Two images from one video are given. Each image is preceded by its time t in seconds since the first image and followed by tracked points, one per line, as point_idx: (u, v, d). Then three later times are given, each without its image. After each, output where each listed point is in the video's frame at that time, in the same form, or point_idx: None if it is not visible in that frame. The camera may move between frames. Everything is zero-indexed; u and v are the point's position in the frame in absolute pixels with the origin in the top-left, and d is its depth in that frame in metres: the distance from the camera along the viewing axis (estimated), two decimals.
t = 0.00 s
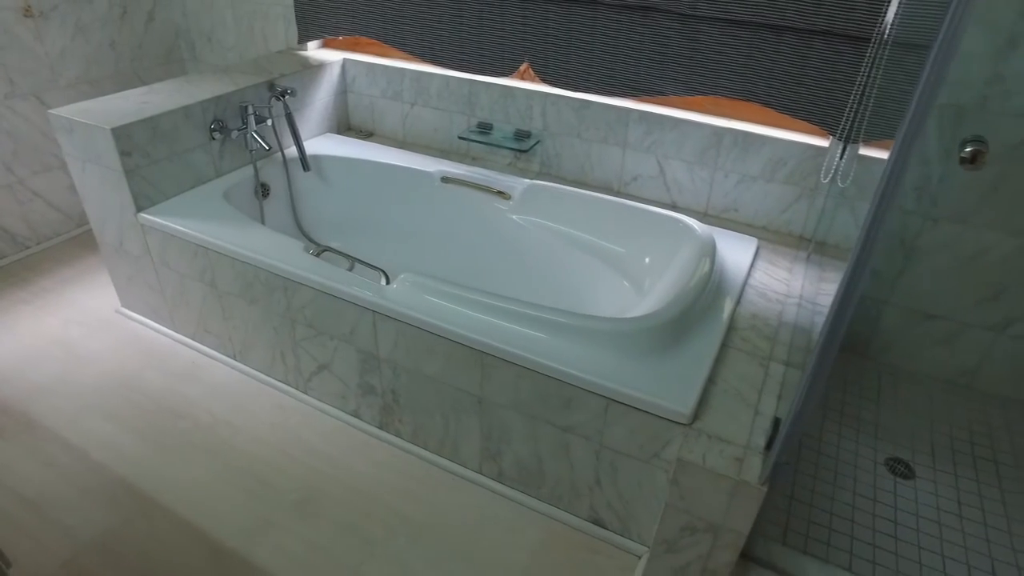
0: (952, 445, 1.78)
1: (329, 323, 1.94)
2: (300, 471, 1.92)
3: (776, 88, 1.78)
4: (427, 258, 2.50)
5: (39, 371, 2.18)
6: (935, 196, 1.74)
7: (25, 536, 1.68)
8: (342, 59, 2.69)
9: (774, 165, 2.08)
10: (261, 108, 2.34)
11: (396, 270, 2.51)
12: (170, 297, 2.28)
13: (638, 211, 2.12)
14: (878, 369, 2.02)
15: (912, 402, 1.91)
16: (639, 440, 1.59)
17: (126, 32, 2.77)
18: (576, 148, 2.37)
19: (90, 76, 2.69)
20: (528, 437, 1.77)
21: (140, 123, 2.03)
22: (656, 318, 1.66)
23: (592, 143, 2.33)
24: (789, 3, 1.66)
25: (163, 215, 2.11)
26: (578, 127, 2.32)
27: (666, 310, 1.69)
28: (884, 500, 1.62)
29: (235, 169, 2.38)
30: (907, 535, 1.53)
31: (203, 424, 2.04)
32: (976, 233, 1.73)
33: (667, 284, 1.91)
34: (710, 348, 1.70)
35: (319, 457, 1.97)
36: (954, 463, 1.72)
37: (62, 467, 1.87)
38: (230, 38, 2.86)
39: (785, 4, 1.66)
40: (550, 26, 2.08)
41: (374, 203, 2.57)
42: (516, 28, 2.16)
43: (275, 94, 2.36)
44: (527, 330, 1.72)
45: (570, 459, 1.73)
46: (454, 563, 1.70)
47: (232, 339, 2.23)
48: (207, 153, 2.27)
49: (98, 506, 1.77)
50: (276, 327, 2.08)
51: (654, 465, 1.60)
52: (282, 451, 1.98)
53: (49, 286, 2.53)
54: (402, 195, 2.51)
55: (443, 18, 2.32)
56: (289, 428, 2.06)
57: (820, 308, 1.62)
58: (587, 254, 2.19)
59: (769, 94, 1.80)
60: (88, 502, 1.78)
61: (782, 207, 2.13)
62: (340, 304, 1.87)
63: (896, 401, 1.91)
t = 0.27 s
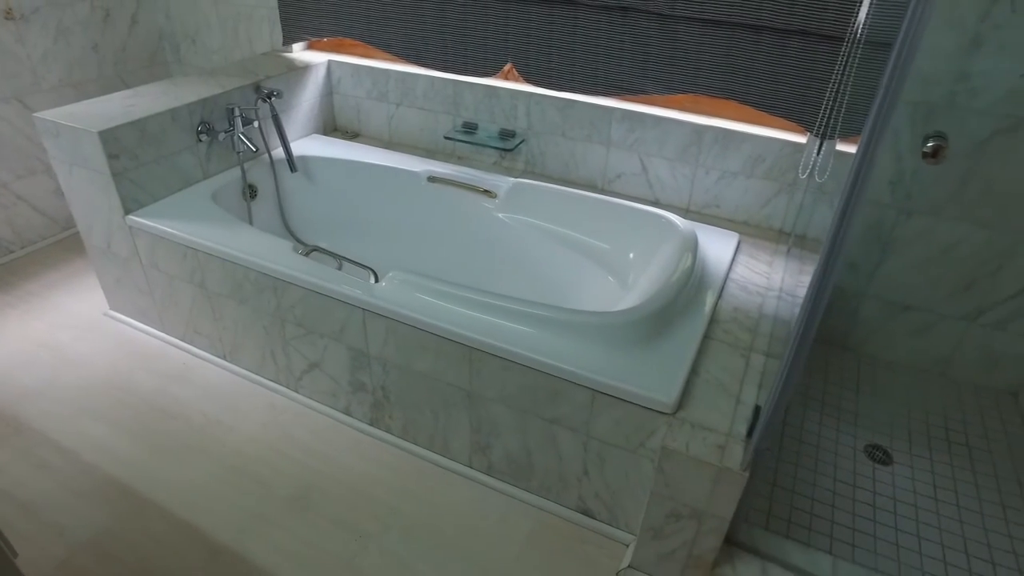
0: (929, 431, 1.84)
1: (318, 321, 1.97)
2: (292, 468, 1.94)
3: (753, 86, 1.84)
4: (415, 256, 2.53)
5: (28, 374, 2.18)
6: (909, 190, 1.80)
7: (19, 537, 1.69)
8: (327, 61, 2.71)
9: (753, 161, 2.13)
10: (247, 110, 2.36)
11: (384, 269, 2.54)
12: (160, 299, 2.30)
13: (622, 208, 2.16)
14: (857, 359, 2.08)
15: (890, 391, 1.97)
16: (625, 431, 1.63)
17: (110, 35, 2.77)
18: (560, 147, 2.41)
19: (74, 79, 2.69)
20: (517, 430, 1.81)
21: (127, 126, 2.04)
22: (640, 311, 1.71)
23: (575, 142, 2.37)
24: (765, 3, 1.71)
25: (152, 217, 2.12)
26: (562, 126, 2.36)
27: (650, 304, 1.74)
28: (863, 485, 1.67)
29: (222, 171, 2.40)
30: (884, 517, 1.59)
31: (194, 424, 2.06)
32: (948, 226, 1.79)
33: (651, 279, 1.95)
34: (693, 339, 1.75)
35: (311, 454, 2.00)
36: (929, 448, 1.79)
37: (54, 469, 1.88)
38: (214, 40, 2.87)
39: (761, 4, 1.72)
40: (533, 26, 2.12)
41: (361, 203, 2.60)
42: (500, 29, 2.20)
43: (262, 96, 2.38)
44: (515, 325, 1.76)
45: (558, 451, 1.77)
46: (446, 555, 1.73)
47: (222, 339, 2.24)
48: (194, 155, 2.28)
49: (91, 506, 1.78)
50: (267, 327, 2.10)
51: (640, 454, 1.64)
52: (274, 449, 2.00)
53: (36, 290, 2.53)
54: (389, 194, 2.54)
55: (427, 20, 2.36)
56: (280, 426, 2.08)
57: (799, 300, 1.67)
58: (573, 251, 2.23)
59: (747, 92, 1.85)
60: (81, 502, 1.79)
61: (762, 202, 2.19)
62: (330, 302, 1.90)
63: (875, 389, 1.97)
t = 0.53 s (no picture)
0: (912, 419, 1.89)
1: (312, 318, 1.99)
2: (288, 464, 1.97)
3: (736, 84, 1.88)
4: (406, 254, 2.56)
5: (21, 375, 2.19)
6: (890, 184, 1.85)
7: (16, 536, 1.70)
8: (317, 61, 2.73)
9: (739, 157, 2.17)
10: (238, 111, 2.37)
11: (376, 267, 2.56)
12: (152, 299, 2.31)
13: (611, 204, 2.20)
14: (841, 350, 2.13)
15: (874, 380, 2.02)
16: (616, 421, 1.67)
17: (97, 36, 2.77)
18: (548, 144, 2.44)
19: (62, 81, 2.69)
20: (510, 423, 1.84)
21: (119, 127, 2.05)
22: (628, 304, 1.74)
23: (564, 139, 2.41)
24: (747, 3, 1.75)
25: (145, 218, 2.14)
26: (551, 124, 2.40)
27: (638, 297, 1.78)
28: (848, 472, 1.72)
29: (214, 171, 2.42)
30: (868, 502, 1.64)
31: (189, 422, 2.08)
32: (928, 219, 1.85)
33: (639, 273, 1.99)
34: (680, 331, 1.79)
35: (305, 449, 2.02)
36: (911, 435, 1.84)
37: (49, 468, 1.89)
38: (203, 41, 2.88)
39: (743, 4, 1.76)
40: (521, 26, 2.16)
41: (353, 202, 2.62)
42: (489, 28, 2.23)
43: (252, 96, 2.40)
44: (506, 319, 1.79)
45: (550, 442, 1.80)
46: (441, 546, 1.76)
47: (216, 338, 2.26)
48: (186, 155, 2.29)
49: (88, 505, 1.80)
50: (261, 325, 2.12)
51: (631, 444, 1.68)
52: (270, 446, 2.02)
53: (27, 292, 2.54)
54: (380, 194, 2.57)
55: (416, 20, 2.39)
56: (275, 423, 2.10)
57: (784, 291, 1.71)
58: (562, 247, 2.27)
59: (731, 89, 1.90)
60: (77, 501, 1.80)
61: (747, 198, 2.23)
62: (324, 299, 1.92)
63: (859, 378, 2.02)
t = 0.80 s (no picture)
0: (892, 406, 1.95)
1: (305, 315, 2.01)
2: (282, 460, 1.99)
3: (718, 81, 1.93)
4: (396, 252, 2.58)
5: (13, 377, 2.19)
6: (869, 178, 1.90)
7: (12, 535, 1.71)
8: (305, 62, 2.74)
9: (722, 153, 2.22)
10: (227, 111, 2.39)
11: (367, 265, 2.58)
12: (144, 300, 2.32)
13: (598, 200, 2.24)
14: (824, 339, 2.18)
15: (856, 369, 2.08)
16: (606, 411, 1.71)
17: (83, 37, 2.77)
18: (535, 142, 2.48)
19: (47, 83, 2.68)
20: (502, 415, 1.87)
21: (108, 128, 2.06)
22: (617, 297, 1.78)
23: (551, 137, 2.45)
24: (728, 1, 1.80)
25: (135, 218, 2.15)
26: (538, 121, 2.43)
27: (626, 290, 1.82)
28: (831, 458, 1.77)
29: (203, 171, 2.43)
30: (850, 486, 1.69)
31: (184, 421, 2.09)
32: (905, 211, 1.90)
33: (627, 266, 2.03)
34: (668, 323, 1.83)
35: (300, 445, 2.04)
36: (892, 421, 1.90)
37: (44, 468, 1.90)
38: (189, 42, 2.88)
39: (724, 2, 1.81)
40: (507, 25, 2.19)
41: (343, 201, 2.64)
42: (476, 27, 2.27)
43: (241, 97, 2.41)
44: (498, 313, 1.82)
45: (542, 433, 1.84)
46: (436, 536, 1.80)
47: (208, 338, 2.27)
48: (176, 156, 2.30)
49: (84, 503, 1.81)
50: (253, 323, 2.14)
51: (621, 432, 1.72)
52: (264, 442, 2.04)
53: (16, 294, 2.54)
54: (370, 193, 2.59)
55: (404, 20, 2.41)
56: (269, 420, 2.12)
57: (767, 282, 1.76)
58: (551, 242, 2.30)
59: (713, 85, 1.94)
60: (73, 500, 1.81)
61: (731, 192, 2.28)
62: (316, 296, 1.95)
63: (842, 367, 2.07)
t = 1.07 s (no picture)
0: (872, 391, 2.00)
1: (294, 313, 2.03)
2: (274, 457, 2.00)
3: (699, 76, 1.97)
4: (384, 249, 2.60)
5: None
6: (847, 170, 1.95)
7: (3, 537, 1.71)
8: (289, 62, 2.75)
9: (704, 147, 2.26)
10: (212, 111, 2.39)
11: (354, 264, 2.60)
12: (131, 301, 2.31)
13: (583, 196, 2.27)
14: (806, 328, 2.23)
15: (837, 356, 2.13)
16: (595, 400, 1.74)
17: (63, 39, 2.75)
18: (520, 139, 2.51)
19: (27, 85, 2.66)
20: (492, 408, 1.90)
21: (93, 129, 2.05)
22: (604, 289, 1.82)
23: (535, 134, 2.48)
24: None
25: (122, 219, 2.14)
26: (522, 119, 2.46)
27: (612, 282, 1.85)
28: (814, 443, 1.82)
29: (189, 172, 2.43)
30: (833, 469, 1.74)
31: (174, 421, 2.09)
32: (882, 201, 1.96)
33: (613, 260, 2.07)
34: (653, 313, 1.87)
35: (292, 443, 2.05)
36: (872, 406, 1.95)
37: (34, 471, 1.90)
38: (171, 43, 2.88)
39: None
40: (491, 23, 2.22)
41: (329, 200, 2.65)
42: (460, 25, 2.29)
43: (226, 97, 2.42)
44: (487, 306, 1.85)
45: (532, 424, 1.87)
46: (429, 528, 1.82)
47: (197, 338, 2.28)
48: (161, 157, 2.30)
49: (76, 504, 1.81)
50: (243, 322, 2.15)
51: (609, 421, 1.76)
52: (256, 440, 2.05)
53: None
54: (357, 191, 2.60)
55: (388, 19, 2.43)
56: (260, 418, 2.13)
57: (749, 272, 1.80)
58: (538, 238, 2.33)
59: (694, 81, 1.99)
60: (65, 501, 1.81)
61: (713, 186, 2.33)
62: (306, 294, 1.96)
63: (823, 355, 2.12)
